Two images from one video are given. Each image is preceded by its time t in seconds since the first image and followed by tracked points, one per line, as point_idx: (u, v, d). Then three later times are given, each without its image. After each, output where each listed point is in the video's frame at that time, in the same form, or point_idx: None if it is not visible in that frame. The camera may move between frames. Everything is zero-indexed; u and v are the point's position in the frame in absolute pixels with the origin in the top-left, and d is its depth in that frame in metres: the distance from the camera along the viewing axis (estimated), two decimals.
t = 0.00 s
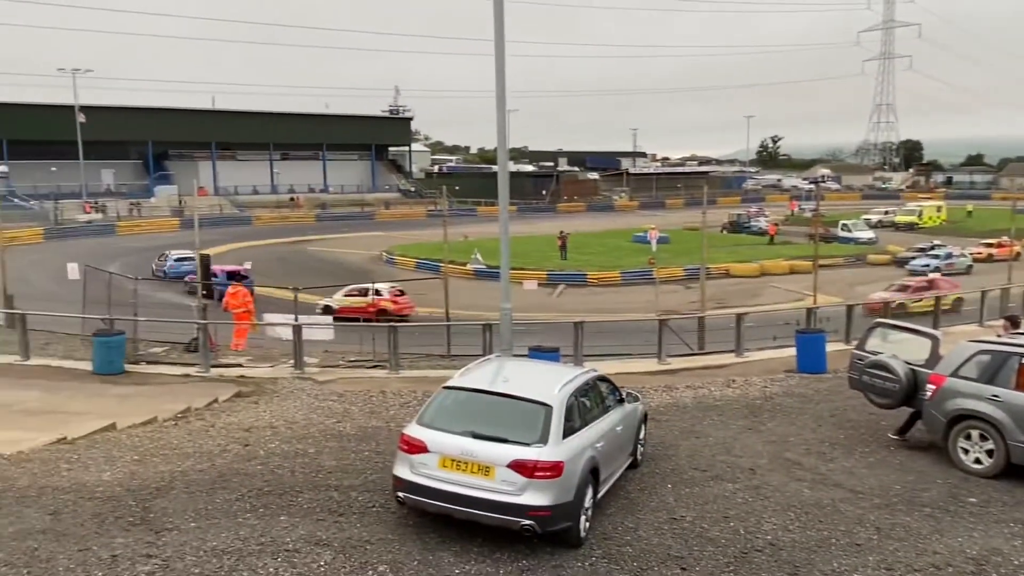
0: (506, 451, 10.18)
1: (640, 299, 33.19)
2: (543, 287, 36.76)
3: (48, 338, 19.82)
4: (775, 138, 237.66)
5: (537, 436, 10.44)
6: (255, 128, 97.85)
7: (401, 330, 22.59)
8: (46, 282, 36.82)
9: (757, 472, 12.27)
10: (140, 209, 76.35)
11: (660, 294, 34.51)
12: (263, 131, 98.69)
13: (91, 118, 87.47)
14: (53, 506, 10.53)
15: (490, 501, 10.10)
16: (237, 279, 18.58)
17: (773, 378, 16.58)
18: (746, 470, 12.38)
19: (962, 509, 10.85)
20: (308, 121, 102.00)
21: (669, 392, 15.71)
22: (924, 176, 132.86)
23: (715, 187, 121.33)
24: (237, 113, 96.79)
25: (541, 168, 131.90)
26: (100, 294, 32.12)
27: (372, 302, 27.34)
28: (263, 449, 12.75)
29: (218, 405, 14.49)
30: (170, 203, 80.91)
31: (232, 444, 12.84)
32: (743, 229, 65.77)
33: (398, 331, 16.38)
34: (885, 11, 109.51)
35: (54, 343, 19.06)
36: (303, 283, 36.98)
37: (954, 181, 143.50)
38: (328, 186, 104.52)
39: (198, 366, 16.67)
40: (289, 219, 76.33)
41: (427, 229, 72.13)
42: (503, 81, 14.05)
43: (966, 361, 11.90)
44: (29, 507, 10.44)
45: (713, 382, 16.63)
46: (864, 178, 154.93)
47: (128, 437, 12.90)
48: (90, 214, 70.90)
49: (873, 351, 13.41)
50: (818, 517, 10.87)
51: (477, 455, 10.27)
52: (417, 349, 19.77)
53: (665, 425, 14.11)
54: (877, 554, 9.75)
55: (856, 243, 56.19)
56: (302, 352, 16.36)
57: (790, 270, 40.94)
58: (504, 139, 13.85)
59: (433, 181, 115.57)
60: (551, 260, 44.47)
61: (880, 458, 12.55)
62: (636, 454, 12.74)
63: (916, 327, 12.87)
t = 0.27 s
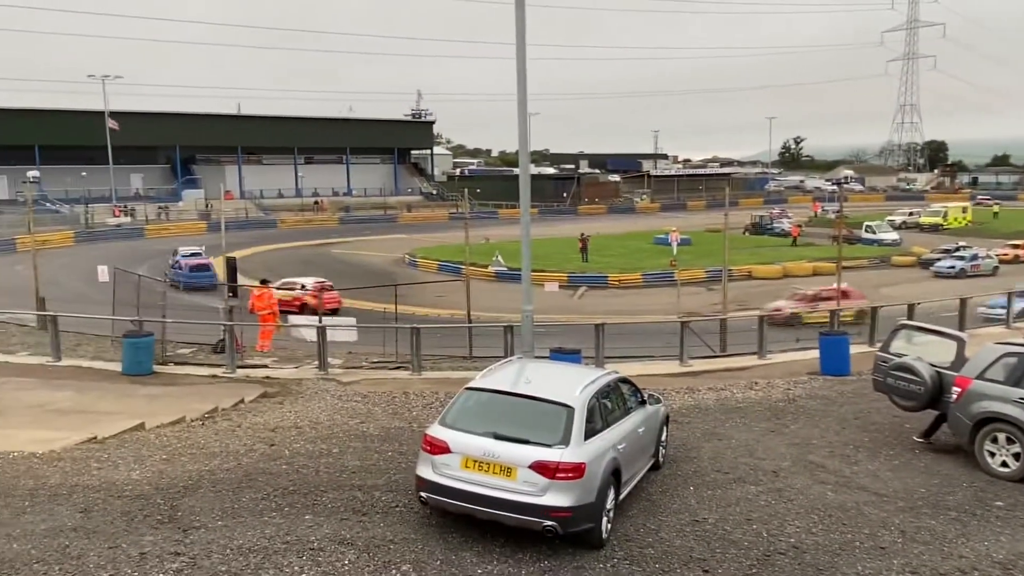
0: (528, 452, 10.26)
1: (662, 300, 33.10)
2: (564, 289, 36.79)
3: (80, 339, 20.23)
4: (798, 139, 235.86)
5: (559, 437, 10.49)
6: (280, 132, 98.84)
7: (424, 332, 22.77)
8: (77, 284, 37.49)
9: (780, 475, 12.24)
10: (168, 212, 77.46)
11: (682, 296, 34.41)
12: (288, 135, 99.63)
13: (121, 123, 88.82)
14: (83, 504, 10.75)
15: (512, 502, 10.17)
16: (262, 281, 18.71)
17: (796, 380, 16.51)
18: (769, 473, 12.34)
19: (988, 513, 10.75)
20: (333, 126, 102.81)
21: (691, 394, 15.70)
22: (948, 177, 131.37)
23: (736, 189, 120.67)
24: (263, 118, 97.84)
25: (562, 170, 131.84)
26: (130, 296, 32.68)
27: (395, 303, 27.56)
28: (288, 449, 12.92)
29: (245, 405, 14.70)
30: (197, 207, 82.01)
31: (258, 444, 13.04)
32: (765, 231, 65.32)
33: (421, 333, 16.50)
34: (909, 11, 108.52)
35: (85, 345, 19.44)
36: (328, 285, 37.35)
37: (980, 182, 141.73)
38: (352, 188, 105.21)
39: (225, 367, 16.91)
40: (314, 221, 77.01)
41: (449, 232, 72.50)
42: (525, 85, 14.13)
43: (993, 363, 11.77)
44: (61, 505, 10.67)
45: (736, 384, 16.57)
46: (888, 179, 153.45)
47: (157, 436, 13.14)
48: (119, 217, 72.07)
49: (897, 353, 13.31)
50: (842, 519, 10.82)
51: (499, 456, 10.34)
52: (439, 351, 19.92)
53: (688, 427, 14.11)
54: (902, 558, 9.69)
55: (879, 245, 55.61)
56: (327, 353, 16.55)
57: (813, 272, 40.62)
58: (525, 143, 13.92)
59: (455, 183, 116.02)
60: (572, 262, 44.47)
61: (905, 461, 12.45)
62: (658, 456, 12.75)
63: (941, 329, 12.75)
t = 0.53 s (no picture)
0: (538, 453, 10.30)
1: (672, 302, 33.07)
2: (574, 291, 36.81)
3: (94, 341, 20.42)
4: (807, 141, 235.11)
5: (568, 439, 10.53)
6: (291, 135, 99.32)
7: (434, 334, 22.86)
8: (91, 286, 37.81)
9: (790, 476, 12.24)
10: (180, 215, 77.97)
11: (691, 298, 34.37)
12: (299, 138, 100.06)
13: (135, 127, 89.48)
14: (97, 504, 10.87)
15: (521, 502, 10.22)
16: (272, 283, 18.74)
17: (805, 382, 16.48)
18: (779, 474, 12.34)
19: (999, 515, 10.72)
20: (343, 129, 103.20)
21: (700, 396, 15.70)
22: (958, 178, 130.77)
23: (745, 191, 120.42)
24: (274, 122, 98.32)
25: (571, 172, 131.83)
26: (143, 298, 32.94)
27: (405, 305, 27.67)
28: (300, 450, 13.02)
29: (256, 406, 14.80)
30: (209, 210, 82.54)
31: (269, 445, 13.13)
32: (774, 232, 65.15)
33: (431, 334, 16.56)
34: (918, 13, 108.16)
35: (98, 346, 19.61)
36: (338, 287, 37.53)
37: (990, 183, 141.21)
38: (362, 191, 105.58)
39: (237, 368, 17.02)
40: (324, 224, 77.32)
41: (458, 234, 72.64)
42: (534, 88, 14.17)
43: (1004, 365, 11.72)
44: (75, 505, 10.79)
45: (745, 385, 16.56)
46: (897, 181, 152.83)
47: (169, 438, 13.25)
48: (132, 221, 72.60)
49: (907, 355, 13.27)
50: (852, 522, 10.81)
51: (509, 457, 10.40)
52: (449, 352, 19.99)
53: (697, 428, 14.12)
54: (913, 560, 9.68)
55: (889, 246, 55.39)
56: (337, 355, 16.63)
57: (823, 274, 40.51)
58: (534, 145, 13.95)
59: (464, 186, 116.27)
60: (582, 264, 44.46)
61: (915, 463, 12.43)
62: (667, 458, 12.77)
63: (951, 331, 12.70)
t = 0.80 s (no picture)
0: (540, 455, 10.30)
1: (673, 304, 33.08)
2: (575, 292, 36.81)
3: (95, 343, 20.46)
4: (808, 142, 235.02)
5: (570, 440, 10.54)
6: (293, 137, 99.40)
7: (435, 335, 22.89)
8: (93, 289, 37.85)
9: (791, 478, 12.24)
10: (182, 217, 78.05)
11: (692, 299, 34.37)
12: (300, 140, 100.14)
13: (136, 130, 89.61)
14: (98, 506, 10.88)
15: (522, 504, 10.21)
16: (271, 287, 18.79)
17: (807, 383, 16.48)
18: (781, 476, 12.33)
19: (1001, 516, 10.71)
20: (345, 131, 103.29)
21: (701, 397, 15.71)
22: (959, 179, 130.68)
23: (746, 192, 120.38)
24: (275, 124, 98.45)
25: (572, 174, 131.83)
26: (145, 300, 32.99)
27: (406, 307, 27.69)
28: (301, 452, 13.02)
29: (258, 408, 14.80)
30: (210, 212, 82.61)
31: (271, 447, 13.14)
32: (775, 234, 65.06)
33: (432, 336, 16.57)
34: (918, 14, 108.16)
35: (100, 349, 19.65)
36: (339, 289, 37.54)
37: (991, 185, 141.16)
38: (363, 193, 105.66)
39: (238, 371, 17.02)
40: (326, 226, 77.35)
41: (460, 236, 72.68)
42: (535, 90, 14.20)
43: (1005, 366, 11.71)
44: (76, 507, 10.80)
45: (746, 387, 16.56)
46: (898, 181, 152.88)
47: (171, 440, 13.26)
48: (134, 223, 72.68)
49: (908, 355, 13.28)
50: (853, 523, 10.81)
51: (510, 459, 10.40)
52: (451, 354, 20.01)
53: (699, 429, 14.11)
54: (915, 561, 9.68)
55: (890, 247, 55.35)
56: (338, 357, 16.64)
57: (824, 275, 40.48)
58: (535, 148, 13.96)
59: (465, 188, 116.31)
60: (583, 266, 44.46)
61: (917, 464, 12.43)
62: (669, 459, 12.77)
63: (953, 332, 12.69)
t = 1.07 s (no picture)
0: (539, 456, 10.31)
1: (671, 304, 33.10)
2: (573, 293, 36.81)
3: (93, 345, 20.43)
4: (806, 142, 235.25)
5: (569, 441, 10.54)
6: (291, 138, 99.36)
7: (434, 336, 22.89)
8: (90, 291, 37.83)
9: (790, 478, 12.24)
10: (180, 219, 78.01)
11: (691, 300, 34.36)
12: (299, 142, 100.12)
13: (134, 132, 89.56)
14: (97, 508, 10.87)
15: (522, 505, 10.21)
16: (268, 289, 18.67)
17: (805, 383, 16.49)
18: (780, 476, 12.34)
19: (999, 516, 10.72)
20: (343, 133, 103.23)
21: (700, 398, 15.72)
22: (957, 180, 130.94)
23: (744, 193, 120.45)
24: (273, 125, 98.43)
25: (571, 175, 131.87)
26: (143, 302, 32.95)
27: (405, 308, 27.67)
28: (300, 454, 13.01)
29: (257, 410, 14.79)
30: (209, 213, 82.60)
31: (270, 448, 13.13)
32: (773, 235, 65.09)
33: (431, 337, 16.56)
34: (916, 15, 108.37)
35: (99, 350, 19.62)
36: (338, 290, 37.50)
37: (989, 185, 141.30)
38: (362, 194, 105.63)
39: (237, 373, 17.00)
40: (324, 227, 77.34)
41: (458, 237, 72.66)
42: (534, 91, 14.19)
43: (1004, 366, 11.72)
44: (75, 509, 10.79)
45: (746, 387, 16.56)
46: (895, 182, 153.09)
47: (169, 442, 13.23)
48: (132, 224, 72.63)
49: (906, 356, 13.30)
50: (852, 523, 10.81)
51: (509, 460, 10.40)
52: (450, 355, 19.99)
53: (698, 430, 14.11)
54: (914, 562, 9.68)
55: (888, 248, 55.41)
56: (337, 358, 16.63)
57: (822, 275, 40.54)
58: (534, 149, 13.96)
59: (463, 189, 116.36)
60: (582, 267, 44.48)
61: (916, 465, 12.43)
62: (667, 460, 12.77)
63: (951, 332, 12.70)
